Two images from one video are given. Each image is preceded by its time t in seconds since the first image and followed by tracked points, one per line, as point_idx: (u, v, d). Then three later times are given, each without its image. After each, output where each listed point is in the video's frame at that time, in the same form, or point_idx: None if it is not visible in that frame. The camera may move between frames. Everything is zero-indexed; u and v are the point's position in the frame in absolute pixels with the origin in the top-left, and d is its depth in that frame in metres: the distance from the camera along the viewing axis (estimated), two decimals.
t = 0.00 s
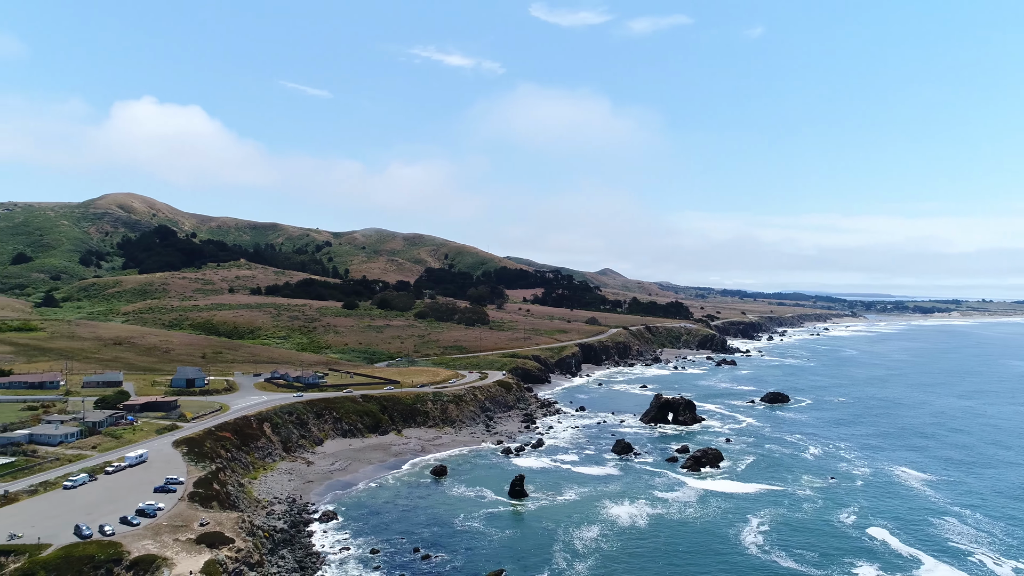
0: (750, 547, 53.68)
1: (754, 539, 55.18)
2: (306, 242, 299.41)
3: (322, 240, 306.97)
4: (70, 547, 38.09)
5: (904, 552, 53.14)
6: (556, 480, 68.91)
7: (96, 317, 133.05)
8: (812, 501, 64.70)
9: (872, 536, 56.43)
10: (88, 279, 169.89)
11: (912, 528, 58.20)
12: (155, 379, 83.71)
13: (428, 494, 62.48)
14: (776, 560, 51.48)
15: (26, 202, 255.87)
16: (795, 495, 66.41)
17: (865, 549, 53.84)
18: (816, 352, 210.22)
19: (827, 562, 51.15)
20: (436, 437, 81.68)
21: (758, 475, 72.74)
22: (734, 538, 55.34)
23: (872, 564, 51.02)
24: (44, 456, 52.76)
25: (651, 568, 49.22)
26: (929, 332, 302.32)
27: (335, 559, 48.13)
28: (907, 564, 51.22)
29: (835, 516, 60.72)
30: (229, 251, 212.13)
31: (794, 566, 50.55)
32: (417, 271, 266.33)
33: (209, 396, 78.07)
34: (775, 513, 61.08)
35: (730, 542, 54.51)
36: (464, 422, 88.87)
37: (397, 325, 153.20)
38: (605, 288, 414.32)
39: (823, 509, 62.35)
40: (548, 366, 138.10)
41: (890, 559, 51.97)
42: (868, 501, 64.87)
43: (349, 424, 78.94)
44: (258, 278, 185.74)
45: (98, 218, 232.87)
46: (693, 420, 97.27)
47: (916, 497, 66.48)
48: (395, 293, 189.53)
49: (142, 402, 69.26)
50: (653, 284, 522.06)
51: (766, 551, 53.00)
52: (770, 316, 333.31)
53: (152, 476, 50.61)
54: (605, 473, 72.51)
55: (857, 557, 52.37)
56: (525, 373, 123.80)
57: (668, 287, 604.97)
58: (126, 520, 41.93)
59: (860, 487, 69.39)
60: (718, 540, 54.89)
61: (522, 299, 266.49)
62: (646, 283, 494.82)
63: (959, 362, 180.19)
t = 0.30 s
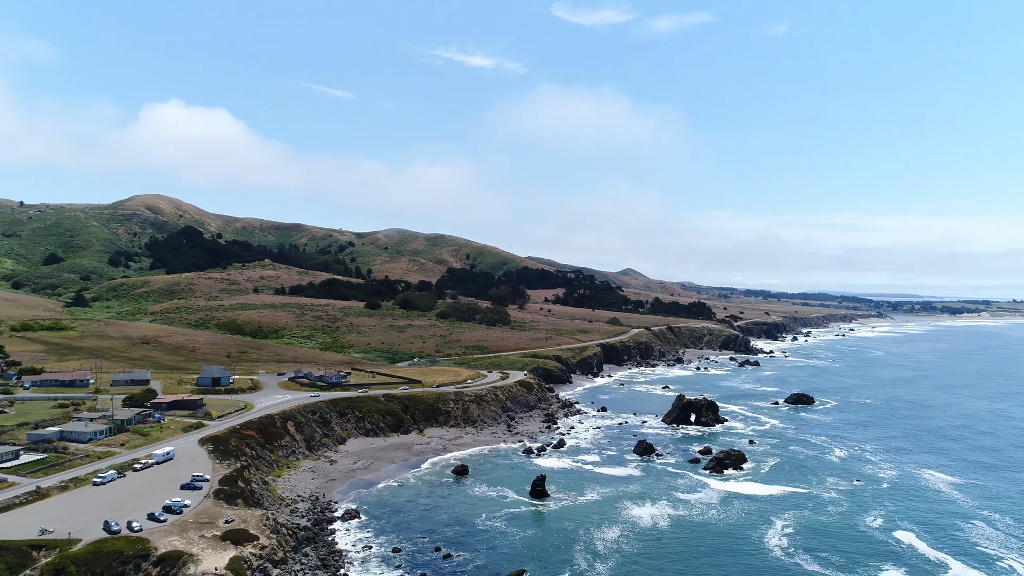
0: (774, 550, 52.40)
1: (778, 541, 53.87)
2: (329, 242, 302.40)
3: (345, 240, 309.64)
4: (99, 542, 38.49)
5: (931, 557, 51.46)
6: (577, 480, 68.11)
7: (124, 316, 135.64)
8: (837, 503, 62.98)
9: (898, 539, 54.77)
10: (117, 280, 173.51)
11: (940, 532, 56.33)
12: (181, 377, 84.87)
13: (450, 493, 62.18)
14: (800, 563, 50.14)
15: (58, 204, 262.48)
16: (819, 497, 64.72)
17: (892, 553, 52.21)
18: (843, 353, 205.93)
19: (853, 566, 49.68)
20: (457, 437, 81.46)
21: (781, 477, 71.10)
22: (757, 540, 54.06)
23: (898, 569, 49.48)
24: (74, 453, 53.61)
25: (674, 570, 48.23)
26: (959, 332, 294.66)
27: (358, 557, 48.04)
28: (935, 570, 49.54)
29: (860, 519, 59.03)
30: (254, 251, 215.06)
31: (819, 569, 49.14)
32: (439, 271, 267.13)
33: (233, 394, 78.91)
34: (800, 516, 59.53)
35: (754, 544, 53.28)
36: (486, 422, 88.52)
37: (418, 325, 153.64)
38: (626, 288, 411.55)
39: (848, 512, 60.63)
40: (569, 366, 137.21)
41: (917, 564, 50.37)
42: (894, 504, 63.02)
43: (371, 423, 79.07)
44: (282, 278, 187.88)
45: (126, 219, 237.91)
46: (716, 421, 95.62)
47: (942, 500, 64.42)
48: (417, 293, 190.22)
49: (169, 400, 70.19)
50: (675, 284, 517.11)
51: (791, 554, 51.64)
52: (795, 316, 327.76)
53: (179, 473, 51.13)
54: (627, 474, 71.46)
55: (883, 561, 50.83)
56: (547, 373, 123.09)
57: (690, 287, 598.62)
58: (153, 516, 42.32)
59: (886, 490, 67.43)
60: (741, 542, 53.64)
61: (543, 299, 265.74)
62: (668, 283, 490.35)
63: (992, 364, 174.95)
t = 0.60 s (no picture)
0: (797, 553, 51.20)
1: (801, 544, 52.63)
2: (351, 242, 305.02)
3: (366, 240, 311.97)
4: (126, 538, 38.96)
5: (957, 562, 49.89)
6: (598, 481, 67.36)
7: (151, 315, 138.14)
8: (862, 507, 61.33)
9: (925, 543, 53.19)
10: (144, 280, 176.85)
11: (970, 537, 54.54)
12: (206, 376, 86.00)
13: (470, 492, 61.89)
14: (825, 567, 48.84)
15: (88, 206, 268.44)
16: (844, 500, 63.11)
17: (919, 557, 50.68)
18: (869, 354, 201.75)
19: (879, 571, 48.26)
20: (478, 436, 81.23)
21: (804, 479, 69.52)
22: (780, 543, 52.88)
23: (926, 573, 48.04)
24: (102, 450, 54.52)
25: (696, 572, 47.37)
26: (990, 334, 287.26)
27: (379, 555, 47.98)
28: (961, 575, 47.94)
29: (886, 523, 57.39)
30: (277, 251, 217.66)
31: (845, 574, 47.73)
32: (459, 271, 267.64)
33: (257, 393, 79.79)
34: (823, 519, 58.05)
35: (776, 547, 52.12)
36: (506, 422, 88.21)
37: (438, 325, 153.96)
38: (646, 287, 408.38)
39: (873, 516, 59.03)
40: (590, 367, 136.25)
41: (944, 569, 48.83)
42: (920, 507, 61.21)
43: (393, 423, 79.20)
44: (304, 278, 189.73)
45: (153, 220, 242.46)
46: (737, 423, 94.06)
47: (971, 504, 62.47)
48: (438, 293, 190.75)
49: (194, 399, 71.10)
50: (696, 284, 511.69)
51: (815, 558, 50.34)
52: (819, 317, 322.25)
53: (204, 471, 51.68)
54: (648, 475, 70.53)
55: (910, 565, 49.39)
56: (567, 373, 122.36)
57: (712, 287, 592.51)
58: (178, 513, 42.77)
59: (911, 493, 65.54)
60: (764, 545, 52.44)
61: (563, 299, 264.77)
62: (689, 283, 485.52)
63: None
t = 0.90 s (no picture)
0: (820, 556, 49.94)
1: (824, 547, 51.32)
2: (372, 243, 307.13)
3: (386, 241, 313.90)
4: (151, 534, 39.28)
5: (985, 567, 48.41)
6: (619, 481, 66.51)
7: (176, 315, 140.37)
8: (887, 510, 59.64)
9: (952, 547, 51.69)
10: (170, 280, 179.87)
11: (1000, 542, 52.75)
12: (229, 375, 86.98)
13: (490, 493, 61.48)
14: (848, 571, 47.53)
15: (116, 207, 274.17)
16: (868, 503, 61.42)
17: (947, 562, 49.11)
18: (895, 354, 197.42)
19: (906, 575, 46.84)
20: (498, 437, 80.88)
21: (828, 482, 67.83)
22: (802, 546, 51.65)
23: None
24: (129, 447, 55.24)
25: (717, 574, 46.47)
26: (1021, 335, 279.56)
27: (399, 554, 47.87)
28: None
29: (911, 526, 55.78)
30: (299, 252, 219.93)
31: None
32: (479, 271, 267.79)
33: (280, 392, 80.50)
34: (848, 522, 56.54)
35: (799, 550, 50.89)
36: (527, 422, 87.74)
37: (458, 325, 154.01)
38: (667, 288, 404.66)
39: (898, 519, 57.40)
40: (610, 367, 135.13)
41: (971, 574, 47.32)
42: (948, 511, 59.36)
43: (413, 422, 79.23)
44: (326, 278, 191.29)
45: (178, 221, 246.66)
46: (759, 424, 92.48)
47: (1000, 508, 60.47)
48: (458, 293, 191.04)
49: (218, 397, 71.86)
50: (718, 284, 505.87)
51: (838, 561, 49.04)
52: (843, 317, 316.58)
53: (228, 469, 52.06)
54: (670, 476, 69.48)
55: (937, 570, 47.90)
56: (588, 373, 121.45)
57: (734, 287, 585.63)
58: (203, 510, 43.05)
59: (938, 496, 63.59)
60: (787, 548, 51.20)
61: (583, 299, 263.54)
62: (710, 283, 480.05)
63: None
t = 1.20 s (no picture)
0: (844, 559, 48.71)
1: (848, 551, 50.03)
2: (392, 243, 308.89)
3: (406, 241, 315.50)
4: (176, 531, 39.59)
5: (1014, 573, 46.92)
6: (639, 482, 65.68)
7: (200, 315, 142.49)
8: (912, 513, 58.03)
9: (979, 552, 50.26)
10: (193, 280, 182.77)
11: None
12: (252, 374, 87.91)
13: (509, 493, 61.06)
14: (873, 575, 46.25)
15: (142, 208, 279.44)
16: (893, 506, 59.74)
17: (976, 568, 47.63)
18: (922, 355, 192.94)
19: None
20: (517, 437, 80.51)
21: (852, 484, 66.20)
22: (825, 548, 50.44)
23: None
24: (154, 445, 55.96)
25: None
26: None
27: (419, 553, 47.70)
28: None
29: (937, 530, 54.22)
30: (320, 252, 221.96)
31: None
32: (498, 271, 267.82)
33: (301, 391, 81.11)
34: (872, 525, 55.10)
35: (822, 553, 49.65)
36: (546, 422, 87.23)
37: (478, 325, 154.01)
38: (687, 288, 400.95)
39: (924, 522, 55.83)
40: (630, 367, 133.95)
41: None
42: (976, 515, 57.60)
43: (433, 421, 79.18)
44: (346, 278, 192.81)
45: (202, 222, 250.67)
46: (781, 425, 90.76)
47: None
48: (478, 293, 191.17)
49: (240, 396, 72.57)
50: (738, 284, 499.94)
51: (862, 565, 47.80)
52: (867, 318, 310.60)
53: (250, 466, 52.44)
54: (691, 477, 68.45)
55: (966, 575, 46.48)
56: (608, 373, 120.49)
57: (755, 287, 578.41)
58: (226, 507, 43.33)
59: (965, 500, 61.69)
60: (810, 551, 50.00)
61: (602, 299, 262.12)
62: (731, 283, 474.63)
63: None
